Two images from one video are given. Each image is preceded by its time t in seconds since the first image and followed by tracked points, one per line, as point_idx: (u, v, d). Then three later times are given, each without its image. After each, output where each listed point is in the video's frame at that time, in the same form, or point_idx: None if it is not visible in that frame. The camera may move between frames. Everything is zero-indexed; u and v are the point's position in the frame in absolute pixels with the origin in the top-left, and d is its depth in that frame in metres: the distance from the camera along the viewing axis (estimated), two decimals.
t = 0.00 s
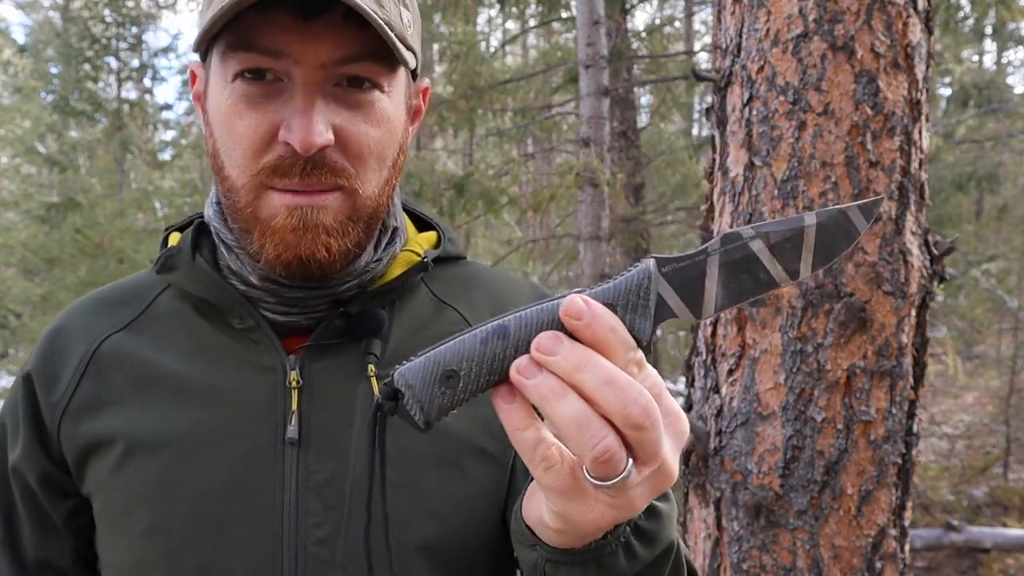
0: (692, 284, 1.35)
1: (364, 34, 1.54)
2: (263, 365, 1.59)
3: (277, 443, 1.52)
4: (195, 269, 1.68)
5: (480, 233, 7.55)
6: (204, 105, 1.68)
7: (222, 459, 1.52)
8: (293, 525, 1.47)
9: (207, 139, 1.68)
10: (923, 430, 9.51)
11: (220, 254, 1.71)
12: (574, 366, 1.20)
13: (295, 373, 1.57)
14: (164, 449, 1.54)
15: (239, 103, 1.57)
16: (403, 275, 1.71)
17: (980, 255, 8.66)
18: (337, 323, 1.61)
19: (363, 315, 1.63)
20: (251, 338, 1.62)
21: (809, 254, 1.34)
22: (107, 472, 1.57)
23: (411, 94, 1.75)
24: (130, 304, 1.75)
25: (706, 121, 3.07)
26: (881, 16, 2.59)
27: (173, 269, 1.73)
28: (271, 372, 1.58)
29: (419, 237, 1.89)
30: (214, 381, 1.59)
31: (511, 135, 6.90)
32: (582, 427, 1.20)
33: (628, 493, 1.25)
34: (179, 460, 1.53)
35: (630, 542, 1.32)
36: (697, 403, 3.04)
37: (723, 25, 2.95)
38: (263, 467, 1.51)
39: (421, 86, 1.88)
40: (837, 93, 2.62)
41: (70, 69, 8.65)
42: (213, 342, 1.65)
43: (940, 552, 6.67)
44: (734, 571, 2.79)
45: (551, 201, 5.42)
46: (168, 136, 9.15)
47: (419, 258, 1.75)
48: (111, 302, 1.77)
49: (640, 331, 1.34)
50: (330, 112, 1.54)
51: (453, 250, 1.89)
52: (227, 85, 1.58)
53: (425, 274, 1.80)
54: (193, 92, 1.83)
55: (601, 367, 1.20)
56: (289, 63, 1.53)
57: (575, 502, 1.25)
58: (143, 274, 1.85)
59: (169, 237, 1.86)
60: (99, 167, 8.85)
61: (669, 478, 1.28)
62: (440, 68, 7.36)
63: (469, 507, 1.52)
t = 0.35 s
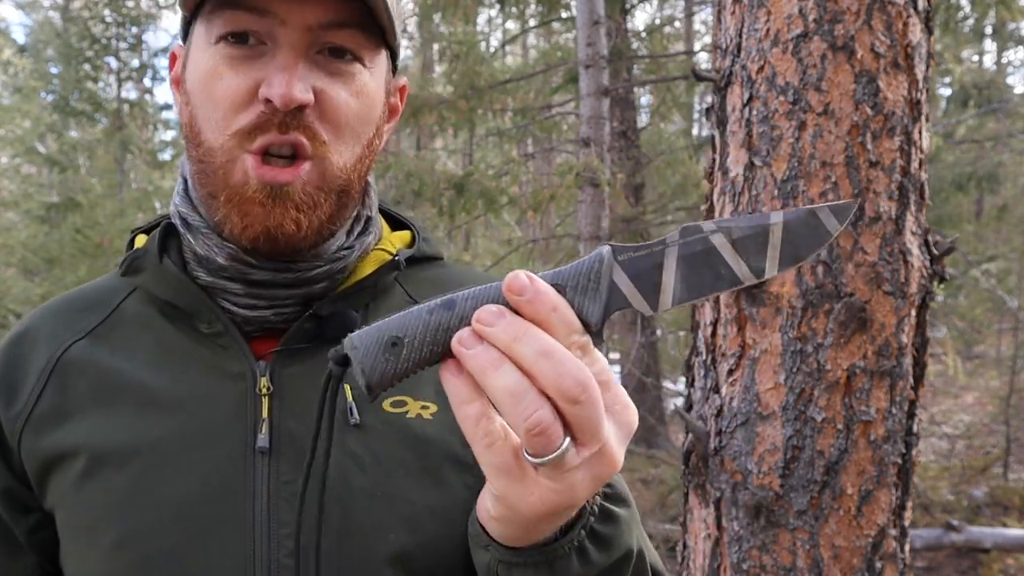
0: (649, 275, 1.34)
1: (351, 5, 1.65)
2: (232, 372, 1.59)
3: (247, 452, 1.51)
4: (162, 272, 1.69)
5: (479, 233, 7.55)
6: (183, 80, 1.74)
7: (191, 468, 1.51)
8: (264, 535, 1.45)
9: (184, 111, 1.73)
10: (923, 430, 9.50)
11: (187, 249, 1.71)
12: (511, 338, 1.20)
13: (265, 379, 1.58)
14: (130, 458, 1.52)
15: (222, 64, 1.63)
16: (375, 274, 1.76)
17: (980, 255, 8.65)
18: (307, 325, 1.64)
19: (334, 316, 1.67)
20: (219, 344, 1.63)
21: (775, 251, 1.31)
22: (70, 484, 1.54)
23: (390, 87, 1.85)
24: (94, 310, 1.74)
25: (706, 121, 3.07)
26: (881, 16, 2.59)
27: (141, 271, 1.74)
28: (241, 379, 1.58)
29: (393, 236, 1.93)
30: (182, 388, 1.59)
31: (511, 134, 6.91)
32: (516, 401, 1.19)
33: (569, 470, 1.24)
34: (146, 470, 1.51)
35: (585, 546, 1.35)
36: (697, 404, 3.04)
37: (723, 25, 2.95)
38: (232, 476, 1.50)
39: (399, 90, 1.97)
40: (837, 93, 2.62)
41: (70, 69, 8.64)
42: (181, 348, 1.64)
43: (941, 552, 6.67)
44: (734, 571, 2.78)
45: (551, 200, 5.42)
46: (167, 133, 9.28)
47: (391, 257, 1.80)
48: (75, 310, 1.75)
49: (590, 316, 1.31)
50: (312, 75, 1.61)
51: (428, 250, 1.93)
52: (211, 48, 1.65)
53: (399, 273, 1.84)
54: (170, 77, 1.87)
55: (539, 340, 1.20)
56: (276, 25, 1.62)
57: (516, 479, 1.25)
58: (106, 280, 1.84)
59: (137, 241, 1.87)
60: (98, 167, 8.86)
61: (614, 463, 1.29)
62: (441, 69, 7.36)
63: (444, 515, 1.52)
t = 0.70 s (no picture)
0: (636, 275, 1.33)
1: (341, 23, 1.61)
2: (224, 367, 1.59)
3: (238, 446, 1.52)
4: (155, 267, 1.68)
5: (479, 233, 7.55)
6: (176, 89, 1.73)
7: (182, 462, 1.51)
8: (255, 530, 1.45)
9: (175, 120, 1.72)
10: (923, 430, 9.50)
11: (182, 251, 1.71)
12: (472, 331, 1.21)
13: (257, 375, 1.57)
14: (123, 452, 1.52)
15: (209, 82, 1.61)
16: (370, 272, 1.74)
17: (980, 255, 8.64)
18: (300, 322, 1.63)
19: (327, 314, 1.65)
20: (212, 340, 1.62)
21: (772, 261, 1.28)
22: (62, 479, 1.53)
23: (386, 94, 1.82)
24: (90, 306, 1.74)
25: (706, 121, 3.06)
26: (881, 16, 2.58)
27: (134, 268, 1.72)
28: (233, 374, 1.58)
29: (386, 237, 1.91)
30: (175, 383, 1.59)
31: (511, 134, 6.90)
32: (479, 392, 1.22)
33: (547, 459, 1.23)
34: (137, 464, 1.51)
35: (580, 537, 1.32)
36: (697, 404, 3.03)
37: (724, 25, 2.95)
38: (225, 471, 1.50)
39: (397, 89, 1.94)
40: (837, 93, 2.61)
41: (70, 69, 8.62)
42: (174, 343, 1.64)
43: (941, 552, 6.67)
44: (734, 571, 2.78)
45: (551, 201, 5.41)
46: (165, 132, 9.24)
47: (385, 257, 1.79)
48: (70, 305, 1.75)
49: (569, 310, 1.29)
50: (299, 97, 1.59)
51: (423, 249, 1.91)
52: (198, 64, 1.63)
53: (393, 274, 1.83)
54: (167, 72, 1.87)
55: (500, 335, 1.21)
56: (261, 45, 1.58)
57: (498, 477, 1.24)
58: (104, 277, 1.83)
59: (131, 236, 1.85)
60: (99, 167, 8.88)
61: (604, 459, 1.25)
62: (441, 69, 7.35)
63: (434, 512, 1.52)
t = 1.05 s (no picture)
0: (658, 333, 1.36)
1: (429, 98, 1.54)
2: (244, 373, 1.60)
3: (258, 451, 1.54)
4: (174, 271, 1.64)
5: (479, 233, 7.54)
6: (232, 102, 1.64)
7: (202, 468, 1.54)
8: (274, 536, 1.49)
9: (228, 136, 1.64)
10: (923, 430, 9.50)
11: (204, 254, 1.69)
12: (493, 396, 1.23)
13: (277, 381, 1.59)
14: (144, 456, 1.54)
15: (283, 122, 1.53)
16: (395, 287, 1.75)
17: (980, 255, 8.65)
18: (323, 331, 1.63)
19: (350, 325, 1.67)
20: (230, 344, 1.63)
21: (802, 320, 1.32)
22: (81, 479, 1.55)
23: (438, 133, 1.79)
24: (101, 300, 1.71)
25: (706, 121, 3.07)
26: (881, 16, 2.58)
27: (150, 270, 1.67)
28: (252, 380, 1.60)
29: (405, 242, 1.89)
30: (194, 387, 1.60)
31: (512, 135, 6.91)
32: (504, 452, 1.25)
33: (576, 514, 1.28)
34: (158, 469, 1.53)
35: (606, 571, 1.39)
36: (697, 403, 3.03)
37: (723, 25, 2.95)
38: (245, 477, 1.53)
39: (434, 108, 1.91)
40: (837, 93, 2.61)
41: (70, 69, 8.62)
42: (191, 347, 1.64)
43: (941, 553, 6.66)
44: (734, 571, 2.78)
45: (551, 200, 5.41)
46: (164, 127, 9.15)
47: (409, 268, 1.78)
48: (81, 297, 1.72)
49: (588, 371, 1.30)
50: (376, 160, 1.55)
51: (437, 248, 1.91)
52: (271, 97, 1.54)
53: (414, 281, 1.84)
54: (207, 63, 1.75)
55: (519, 399, 1.23)
56: (346, 103, 1.51)
57: (530, 533, 1.28)
58: (113, 266, 1.80)
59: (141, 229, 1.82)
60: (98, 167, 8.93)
61: (633, 508, 1.29)
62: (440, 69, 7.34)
63: (449, 517, 1.57)
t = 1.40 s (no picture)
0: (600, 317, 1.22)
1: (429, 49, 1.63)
2: (254, 376, 1.60)
3: (266, 453, 1.54)
4: (188, 276, 1.67)
5: (480, 232, 7.54)
6: (240, 98, 1.68)
7: (212, 469, 1.53)
8: (282, 537, 1.49)
9: (239, 130, 1.67)
10: (923, 430, 9.51)
11: (217, 256, 1.70)
12: (456, 387, 1.23)
13: (284, 386, 1.59)
14: (156, 456, 1.55)
15: (296, 98, 1.57)
16: (399, 290, 1.76)
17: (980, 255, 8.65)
18: (328, 335, 1.64)
19: (355, 326, 1.67)
20: (241, 347, 1.63)
21: (733, 289, 1.13)
22: (98, 477, 1.57)
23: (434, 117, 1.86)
24: (116, 303, 1.72)
25: (706, 121, 3.07)
26: (881, 16, 2.58)
27: (165, 273, 1.70)
28: (262, 383, 1.59)
29: (411, 244, 1.91)
30: (204, 388, 1.60)
31: (512, 134, 6.91)
32: (477, 439, 1.25)
33: (553, 491, 1.27)
34: (169, 469, 1.54)
35: (591, 549, 1.35)
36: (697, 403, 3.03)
37: (724, 25, 2.95)
38: (253, 479, 1.52)
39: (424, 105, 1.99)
40: (837, 93, 2.61)
41: (70, 69, 8.61)
42: (203, 349, 1.64)
43: (941, 552, 6.66)
44: (734, 571, 2.78)
45: (551, 200, 5.42)
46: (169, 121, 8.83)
47: (412, 271, 1.79)
48: (97, 300, 1.73)
49: (540, 356, 1.24)
50: (389, 116, 1.59)
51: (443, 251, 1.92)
52: (282, 77, 1.58)
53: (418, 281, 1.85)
54: (211, 81, 1.82)
55: (480, 388, 1.23)
56: (355, 62, 1.57)
57: (515, 517, 1.28)
58: (129, 269, 1.81)
59: (157, 234, 1.83)
60: (98, 166, 9.09)
61: (603, 478, 1.29)
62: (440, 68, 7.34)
63: (454, 517, 1.57)
